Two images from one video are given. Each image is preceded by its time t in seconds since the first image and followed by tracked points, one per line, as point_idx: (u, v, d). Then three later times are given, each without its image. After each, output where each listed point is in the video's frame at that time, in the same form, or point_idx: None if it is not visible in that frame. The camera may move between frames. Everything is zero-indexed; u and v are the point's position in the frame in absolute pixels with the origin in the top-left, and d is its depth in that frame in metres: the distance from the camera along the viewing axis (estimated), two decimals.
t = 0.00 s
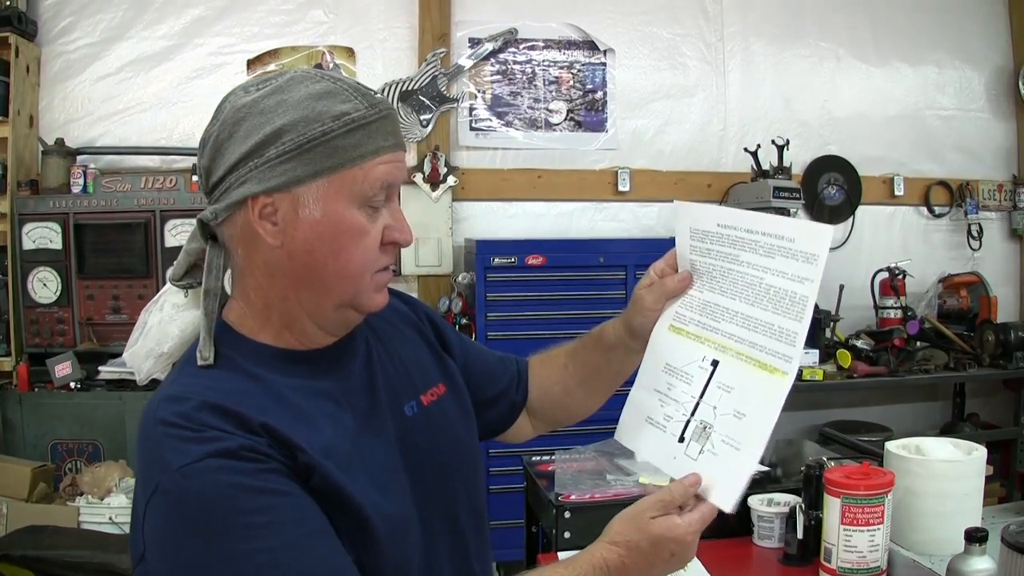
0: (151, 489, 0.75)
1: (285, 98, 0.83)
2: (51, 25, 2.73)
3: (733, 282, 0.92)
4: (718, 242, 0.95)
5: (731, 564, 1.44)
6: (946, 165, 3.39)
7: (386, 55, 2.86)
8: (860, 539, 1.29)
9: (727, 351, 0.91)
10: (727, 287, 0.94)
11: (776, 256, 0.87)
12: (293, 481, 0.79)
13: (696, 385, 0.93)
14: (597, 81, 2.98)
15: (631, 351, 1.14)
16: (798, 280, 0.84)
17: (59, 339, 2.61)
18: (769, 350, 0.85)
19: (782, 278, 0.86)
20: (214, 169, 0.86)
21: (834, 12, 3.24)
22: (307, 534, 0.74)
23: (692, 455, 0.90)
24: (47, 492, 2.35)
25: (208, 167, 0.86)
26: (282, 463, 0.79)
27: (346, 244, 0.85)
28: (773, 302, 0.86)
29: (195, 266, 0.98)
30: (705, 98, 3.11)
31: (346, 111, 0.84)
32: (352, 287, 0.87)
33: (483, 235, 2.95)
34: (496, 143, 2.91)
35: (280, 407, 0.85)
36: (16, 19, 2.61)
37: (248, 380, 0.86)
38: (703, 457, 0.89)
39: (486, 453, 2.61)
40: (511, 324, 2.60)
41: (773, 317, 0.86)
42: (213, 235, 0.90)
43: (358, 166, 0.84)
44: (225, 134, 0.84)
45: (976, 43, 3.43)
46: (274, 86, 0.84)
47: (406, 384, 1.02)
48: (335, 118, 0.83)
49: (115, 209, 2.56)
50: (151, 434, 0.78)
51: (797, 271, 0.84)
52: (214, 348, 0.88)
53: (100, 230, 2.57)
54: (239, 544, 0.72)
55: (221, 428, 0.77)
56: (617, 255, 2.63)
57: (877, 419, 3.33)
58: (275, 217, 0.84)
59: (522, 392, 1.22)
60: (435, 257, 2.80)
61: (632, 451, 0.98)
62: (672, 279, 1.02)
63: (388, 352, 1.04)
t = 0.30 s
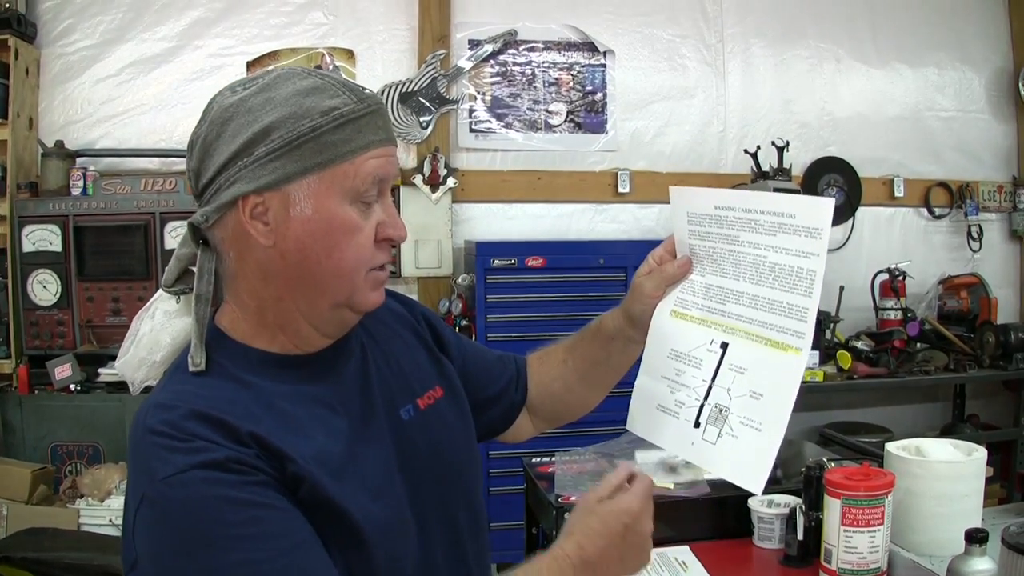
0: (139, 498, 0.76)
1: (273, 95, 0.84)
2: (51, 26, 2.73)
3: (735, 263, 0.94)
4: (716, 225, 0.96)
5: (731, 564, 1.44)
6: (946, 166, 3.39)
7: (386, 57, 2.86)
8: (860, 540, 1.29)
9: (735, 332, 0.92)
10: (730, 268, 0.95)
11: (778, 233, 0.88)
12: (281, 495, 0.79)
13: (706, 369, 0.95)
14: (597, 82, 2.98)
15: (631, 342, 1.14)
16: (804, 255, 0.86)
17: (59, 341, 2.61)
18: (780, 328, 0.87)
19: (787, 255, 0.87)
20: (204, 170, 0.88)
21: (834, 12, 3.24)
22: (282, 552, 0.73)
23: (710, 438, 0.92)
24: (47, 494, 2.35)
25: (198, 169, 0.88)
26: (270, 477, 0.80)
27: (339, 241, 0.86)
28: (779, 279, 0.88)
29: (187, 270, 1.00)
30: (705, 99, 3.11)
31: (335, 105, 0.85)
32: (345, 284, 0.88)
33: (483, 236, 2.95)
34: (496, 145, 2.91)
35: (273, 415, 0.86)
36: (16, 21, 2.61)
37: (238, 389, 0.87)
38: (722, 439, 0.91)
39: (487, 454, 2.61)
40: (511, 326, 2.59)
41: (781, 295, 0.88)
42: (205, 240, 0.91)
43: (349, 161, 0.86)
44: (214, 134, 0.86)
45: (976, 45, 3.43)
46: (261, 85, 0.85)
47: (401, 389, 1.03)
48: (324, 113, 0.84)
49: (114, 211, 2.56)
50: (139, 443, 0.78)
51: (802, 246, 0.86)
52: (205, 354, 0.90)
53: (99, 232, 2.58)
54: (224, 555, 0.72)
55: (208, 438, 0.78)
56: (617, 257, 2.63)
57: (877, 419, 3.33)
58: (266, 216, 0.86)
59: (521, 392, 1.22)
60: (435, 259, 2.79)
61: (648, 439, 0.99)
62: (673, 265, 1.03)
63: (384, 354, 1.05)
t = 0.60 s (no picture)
0: (136, 487, 0.81)
1: (254, 91, 0.87)
2: (50, 23, 2.73)
3: (738, 253, 0.93)
4: (717, 214, 0.96)
5: (730, 560, 1.44)
6: (945, 162, 3.38)
7: (386, 54, 2.86)
8: (861, 536, 1.29)
9: (737, 323, 0.92)
10: (732, 258, 0.94)
11: (782, 223, 0.88)
12: (269, 460, 0.82)
13: (708, 360, 0.94)
14: (596, 78, 2.98)
15: (630, 333, 1.14)
16: (809, 247, 0.85)
17: (58, 338, 2.61)
18: (786, 320, 0.87)
19: (791, 246, 0.87)
20: (190, 168, 0.92)
21: (834, 9, 3.24)
22: (276, 510, 0.77)
23: (715, 430, 0.93)
24: (47, 491, 2.35)
25: (185, 168, 0.92)
26: (250, 440, 0.83)
27: (324, 237, 0.88)
28: (784, 270, 0.88)
29: (179, 268, 1.02)
30: (705, 95, 3.11)
31: (316, 100, 0.87)
32: (331, 277, 0.90)
33: (483, 232, 2.94)
34: (496, 141, 2.90)
35: (265, 404, 0.89)
36: (15, 18, 2.61)
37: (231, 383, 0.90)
38: (727, 431, 0.91)
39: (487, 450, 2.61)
40: (511, 322, 2.59)
41: (786, 286, 0.87)
42: (193, 238, 0.95)
43: (332, 155, 0.88)
44: (198, 133, 0.89)
45: (975, 40, 3.43)
46: (243, 82, 0.88)
47: (397, 385, 1.06)
48: (305, 107, 0.86)
49: (114, 208, 2.56)
50: (132, 435, 0.84)
51: (807, 237, 0.85)
52: (192, 354, 0.92)
53: (99, 229, 2.58)
54: (215, 526, 0.76)
55: (197, 420, 0.83)
56: (617, 252, 2.63)
57: (877, 416, 3.33)
58: (250, 214, 0.89)
59: (519, 387, 1.23)
60: (436, 255, 2.79)
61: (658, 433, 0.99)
62: (672, 253, 1.03)
63: (378, 351, 1.08)
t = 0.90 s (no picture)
0: (141, 482, 0.80)
1: (251, 92, 0.87)
2: (49, 24, 2.72)
3: (723, 246, 0.93)
4: (702, 208, 0.96)
5: (730, 560, 1.44)
6: (945, 162, 3.38)
7: (385, 54, 2.86)
8: (860, 536, 1.29)
9: (727, 317, 0.92)
10: (718, 251, 0.94)
11: (764, 214, 0.88)
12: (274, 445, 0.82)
13: (701, 356, 0.95)
14: (595, 79, 2.98)
15: (622, 331, 1.14)
16: (791, 237, 0.85)
17: (58, 339, 2.61)
18: (772, 311, 0.87)
19: (774, 237, 0.87)
20: (185, 169, 0.91)
21: (833, 8, 3.24)
22: (287, 493, 0.77)
23: (709, 425, 0.93)
24: (46, 493, 2.35)
25: (181, 169, 0.92)
26: (258, 429, 0.83)
27: (322, 237, 0.88)
28: (768, 261, 0.88)
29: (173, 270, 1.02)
30: (704, 95, 3.10)
31: (315, 100, 0.87)
32: (329, 278, 0.90)
33: (483, 233, 2.94)
34: (495, 141, 2.90)
35: (268, 399, 0.89)
36: (15, 19, 2.61)
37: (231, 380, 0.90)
38: (721, 426, 0.92)
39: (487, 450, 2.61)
40: (510, 322, 2.59)
41: (770, 277, 0.87)
42: (189, 239, 0.96)
43: (330, 156, 0.88)
44: (194, 133, 0.89)
45: (975, 40, 3.43)
46: (240, 82, 0.88)
47: (396, 386, 1.06)
48: (302, 107, 0.87)
49: (113, 209, 2.56)
50: (130, 432, 0.84)
51: (790, 227, 0.85)
52: (192, 355, 0.92)
53: (98, 230, 2.58)
54: (222, 512, 0.76)
55: (199, 411, 0.83)
56: (616, 253, 2.63)
57: (877, 416, 3.33)
58: (248, 215, 0.88)
59: (515, 387, 1.23)
60: (435, 256, 2.79)
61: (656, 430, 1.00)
62: (661, 248, 1.03)
63: (376, 351, 1.08)
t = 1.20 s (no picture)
0: (142, 484, 0.80)
1: (249, 91, 0.87)
2: (49, 25, 2.72)
3: (725, 249, 0.93)
4: (703, 210, 0.95)
5: (730, 561, 1.44)
6: (944, 164, 3.38)
7: (384, 55, 2.86)
8: (860, 537, 1.29)
9: (729, 319, 0.92)
10: (719, 254, 0.94)
11: (769, 219, 0.88)
12: (274, 445, 0.82)
13: (701, 357, 0.95)
14: (595, 80, 2.98)
15: (619, 331, 1.14)
16: (798, 242, 0.86)
17: (57, 340, 2.61)
18: (778, 314, 0.88)
19: (780, 242, 0.87)
20: (184, 170, 0.91)
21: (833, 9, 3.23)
22: (290, 492, 0.77)
23: (711, 426, 0.94)
24: (46, 494, 2.35)
25: (179, 169, 0.92)
26: (258, 429, 0.83)
27: (321, 237, 0.88)
28: (773, 265, 0.88)
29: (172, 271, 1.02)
30: (703, 96, 3.10)
31: (313, 99, 0.87)
32: (328, 277, 0.90)
33: (482, 234, 2.94)
34: (495, 142, 2.90)
35: (269, 400, 0.88)
36: (14, 20, 2.61)
37: (233, 380, 0.90)
38: (722, 427, 0.92)
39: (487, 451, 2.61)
40: (510, 323, 2.59)
41: (775, 281, 0.88)
42: (188, 240, 0.96)
43: (329, 154, 0.88)
44: (193, 133, 0.89)
45: (975, 41, 3.43)
46: (238, 81, 0.88)
47: (395, 387, 1.06)
48: (300, 106, 0.87)
49: (112, 210, 2.56)
50: (130, 433, 0.84)
51: (796, 232, 0.86)
52: (191, 356, 0.92)
53: (98, 232, 2.58)
54: (224, 511, 0.76)
55: (199, 412, 0.83)
56: (616, 254, 2.63)
57: (877, 417, 3.33)
58: (247, 215, 0.88)
59: (513, 388, 1.23)
60: (435, 257, 2.79)
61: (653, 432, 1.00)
62: (658, 248, 1.02)
63: (374, 352, 1.07)
